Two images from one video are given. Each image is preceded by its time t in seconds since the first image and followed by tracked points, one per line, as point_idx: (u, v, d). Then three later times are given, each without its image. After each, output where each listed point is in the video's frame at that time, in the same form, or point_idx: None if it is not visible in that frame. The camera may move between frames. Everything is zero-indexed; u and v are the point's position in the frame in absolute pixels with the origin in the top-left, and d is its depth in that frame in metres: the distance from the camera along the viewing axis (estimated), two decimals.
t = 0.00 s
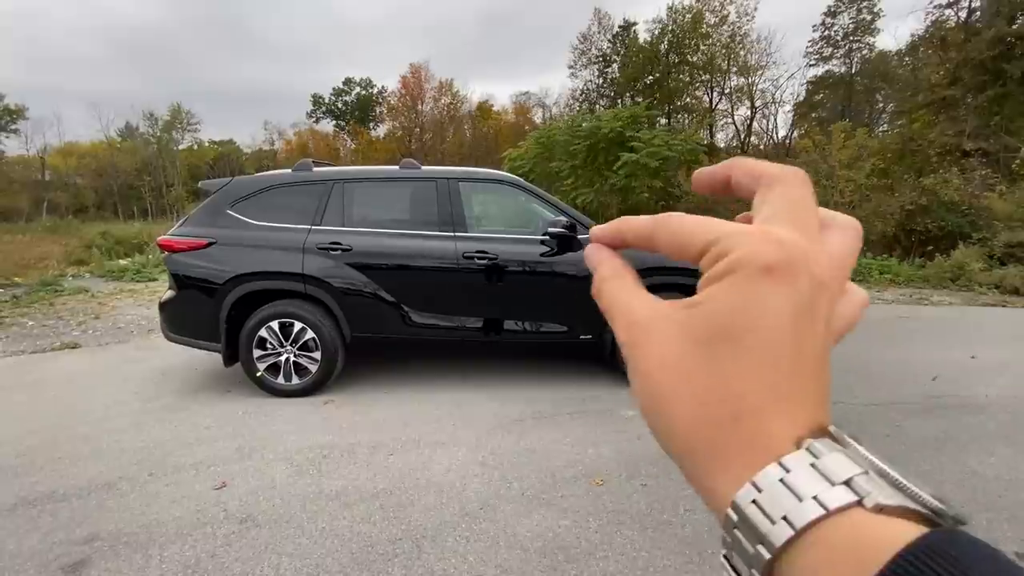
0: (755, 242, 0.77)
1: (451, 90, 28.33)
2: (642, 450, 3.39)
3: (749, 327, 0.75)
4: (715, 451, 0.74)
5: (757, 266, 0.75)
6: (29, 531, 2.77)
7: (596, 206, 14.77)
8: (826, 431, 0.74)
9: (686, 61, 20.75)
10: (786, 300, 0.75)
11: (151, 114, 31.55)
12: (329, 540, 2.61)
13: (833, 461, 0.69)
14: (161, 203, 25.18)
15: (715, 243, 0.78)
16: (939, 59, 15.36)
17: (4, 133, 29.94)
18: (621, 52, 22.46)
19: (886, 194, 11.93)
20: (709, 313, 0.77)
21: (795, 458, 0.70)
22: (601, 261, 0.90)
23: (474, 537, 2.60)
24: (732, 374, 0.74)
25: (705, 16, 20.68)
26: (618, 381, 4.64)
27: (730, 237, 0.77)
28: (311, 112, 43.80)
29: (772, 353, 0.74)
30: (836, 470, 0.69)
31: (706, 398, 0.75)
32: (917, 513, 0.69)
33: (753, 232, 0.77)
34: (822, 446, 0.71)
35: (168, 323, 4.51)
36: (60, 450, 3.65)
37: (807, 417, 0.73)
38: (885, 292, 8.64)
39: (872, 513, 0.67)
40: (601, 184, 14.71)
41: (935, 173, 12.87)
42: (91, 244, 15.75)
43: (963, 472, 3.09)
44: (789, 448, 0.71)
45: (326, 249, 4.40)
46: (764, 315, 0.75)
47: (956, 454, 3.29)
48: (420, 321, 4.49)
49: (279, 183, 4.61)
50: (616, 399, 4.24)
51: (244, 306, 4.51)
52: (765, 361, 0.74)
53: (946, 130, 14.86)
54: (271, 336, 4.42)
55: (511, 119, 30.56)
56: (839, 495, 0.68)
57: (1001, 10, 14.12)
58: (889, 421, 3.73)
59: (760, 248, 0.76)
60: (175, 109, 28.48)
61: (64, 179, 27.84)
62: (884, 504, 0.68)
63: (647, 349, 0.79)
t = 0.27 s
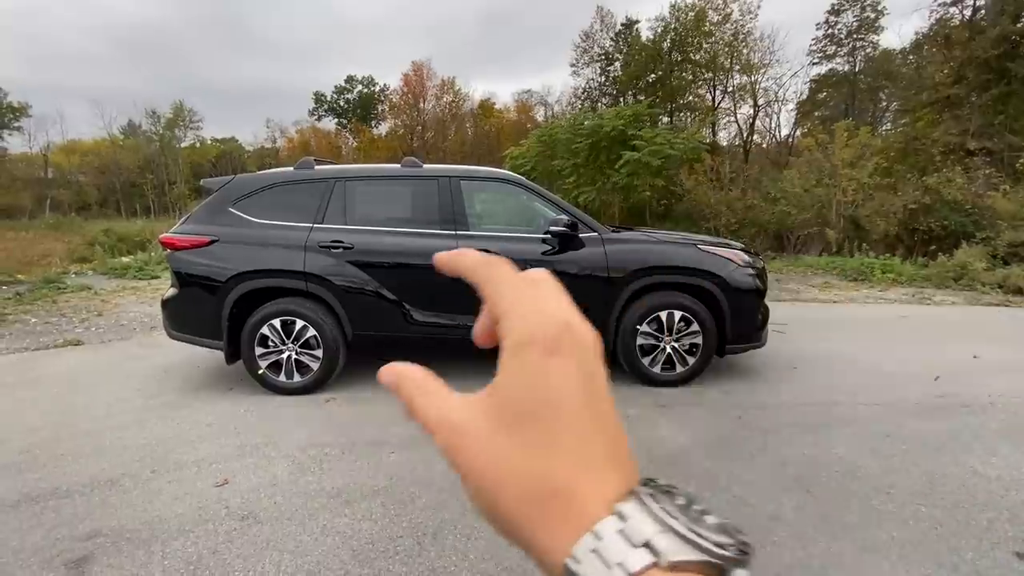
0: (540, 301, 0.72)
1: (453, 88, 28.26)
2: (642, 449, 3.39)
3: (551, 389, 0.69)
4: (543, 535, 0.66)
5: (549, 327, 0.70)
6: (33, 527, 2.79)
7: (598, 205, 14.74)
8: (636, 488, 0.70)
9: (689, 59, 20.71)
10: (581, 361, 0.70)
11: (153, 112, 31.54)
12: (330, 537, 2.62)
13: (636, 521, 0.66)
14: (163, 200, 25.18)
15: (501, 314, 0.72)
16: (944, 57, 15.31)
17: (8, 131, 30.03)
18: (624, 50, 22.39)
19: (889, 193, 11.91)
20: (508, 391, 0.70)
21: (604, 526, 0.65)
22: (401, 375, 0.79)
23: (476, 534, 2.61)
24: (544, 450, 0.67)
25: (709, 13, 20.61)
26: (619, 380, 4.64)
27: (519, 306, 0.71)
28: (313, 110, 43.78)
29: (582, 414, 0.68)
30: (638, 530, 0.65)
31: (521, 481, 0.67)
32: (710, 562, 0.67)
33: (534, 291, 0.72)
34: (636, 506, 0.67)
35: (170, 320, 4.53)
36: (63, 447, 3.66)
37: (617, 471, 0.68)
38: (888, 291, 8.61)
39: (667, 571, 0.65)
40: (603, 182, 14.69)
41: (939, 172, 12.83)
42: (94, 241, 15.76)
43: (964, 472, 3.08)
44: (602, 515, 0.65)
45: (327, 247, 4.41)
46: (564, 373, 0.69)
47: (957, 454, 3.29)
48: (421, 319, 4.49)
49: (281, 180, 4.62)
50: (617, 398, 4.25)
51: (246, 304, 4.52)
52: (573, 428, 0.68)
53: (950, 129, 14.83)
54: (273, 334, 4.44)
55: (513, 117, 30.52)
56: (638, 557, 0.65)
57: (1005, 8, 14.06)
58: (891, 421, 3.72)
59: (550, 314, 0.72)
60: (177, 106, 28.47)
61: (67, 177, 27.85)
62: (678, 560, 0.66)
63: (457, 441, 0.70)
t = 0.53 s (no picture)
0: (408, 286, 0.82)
1: (455, 87, 28.21)
2: (644, 448, 3.39)
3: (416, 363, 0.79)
4: (410, 488, 0.76)
5: (428, 313, 0.80)
6: (37, 523, 2.80)
7: (600, 203, 14.73)
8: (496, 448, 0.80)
9: (692, 58, 20.68)
10: (455, 340, 0.81)
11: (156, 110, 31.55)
12: (333, 534, 2.63)
13: (484, 469, 0.75)
14: (166, 198, 25.23)
15: (376, 298, 0.81)
16: (949, 56, 15.26)
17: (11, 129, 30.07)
18: (627, 48, 22.33)
19: (893, 192, 11.87)
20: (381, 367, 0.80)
21: (461, 475, 0.75)
22: (286, 359, 0.86)
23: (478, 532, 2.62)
24: (419, 418, 0.77)
25: (712, 12, 20.56)
26: (621, 379, 4.64)
27: (401, 294, 0.81)
28: (315, 108, 43.77)
29: (450, 384, 0.79)
30: (484, 473, 0.75)
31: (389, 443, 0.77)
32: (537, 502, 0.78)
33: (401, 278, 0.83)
34: (488, 456, 0.77)
35: (173, 317, 4.54)
36: (67, 443, 3.68)
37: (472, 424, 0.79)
38: (891, 291, 8.59)
39: (504, 507, 0.75)
40: (605, 181, 14.69)
41: (943, 172, 12.79)
42: (97, 239, 15.79)
43: (967, 471, 3.08)
44: (457, 466, 0.76)
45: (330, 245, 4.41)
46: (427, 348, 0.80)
47: (960, 453, 3.29)
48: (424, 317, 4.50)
49: (283, 178, 4.62)
50: (619, 397, 4.24)
51: (248, 301, 4.53)
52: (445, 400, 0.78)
53: (954, 129, 14.78)
54: (276, 331, 4.45)
55: (515, 115, 30.49)
56: (480, 497, 0.74)
57: (1011, 7, 13.99)
58: (894, 421, 3.72)
59: (427, 300, 0.82)
60: (180, 104, 28.49)
61: (70, 175, 27.89)
62: (513, 499, 0.76)
63: (347, 415, 0.79)
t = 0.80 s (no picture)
0: (318, 263, 0.91)
1: (458, 85, 28.16)
2: (646, 448, 3.39)
3: (334, 334, 0.87)
4: (326, 450, 0.84)
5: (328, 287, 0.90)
6: (39, 520, 2.80)
7: (602, 202, 14.72)
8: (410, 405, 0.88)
9: (695, 57, 20.66)
10: (357, 310, 0.90)
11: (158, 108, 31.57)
12: (334, 533, 2.63)
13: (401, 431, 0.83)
14: (169, 196, 25.28)
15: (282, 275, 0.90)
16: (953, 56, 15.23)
17: (14, 126, 30.13)
18: (629, 47, 22.28)
19: (896, 192, 11.84)
20: (297, 339, 0.88)
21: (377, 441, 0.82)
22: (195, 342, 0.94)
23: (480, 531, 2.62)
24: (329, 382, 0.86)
25: (715, 11, 20.51)
26: (623, 378, 4.63)
27: (304, 268, 0.90)
28: (317, 107, 43.76)
29: (359, 346, 0.89)
30: (403, 437, 0.82)
31: (313, 412, 0.85)
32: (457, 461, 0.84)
33: (312, 255, 0.91)
34: (406, 419, 0.85)
35: (176, 316, 4.54)
36: (70, 440, 3.69)
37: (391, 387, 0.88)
38: (893, 291, 8.57)
39: (424, 468, 0.81)
40: (608, 181, 14.68)
41: (946, 172, 12.75)
42: (99, 237, 15.80)
43: (970, 472, 3.08)
44: (378, 431, 0.84)
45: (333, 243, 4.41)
46: (344, 320, 0.89)
47: (962, 454, 3.28)
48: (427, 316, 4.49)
49: (286, 176, 4.61)
50: (621, 397, 4.24)
51: (251, 299, 4.53)
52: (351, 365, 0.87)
53: (958, 129, 14.75)
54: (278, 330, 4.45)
55: (517, 114, 30.47)
56: (399, 460, 0.81)
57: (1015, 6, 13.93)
58: (897, 422, 3.71)
59: (330, 270, 0.91)
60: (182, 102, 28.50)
61: (73, 173, 27.92)
62: (431, 460, 0.82)
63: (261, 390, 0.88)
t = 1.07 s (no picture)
0: (268, 246, 0.91)
1: (460, 84, 28.15)
2: (646, 448, 3.39)
3: (286, 318, 0.89)
4: (275, 433, 0.86)
5: (280, 269, 0.91)
6: (40, 518, 2.81)
7: (604, 202, 14.73)
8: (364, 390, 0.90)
9: (697, 57, 20.65)
10: (310, 293, 0.92)
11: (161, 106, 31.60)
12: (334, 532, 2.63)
13: (355, 417, 0.84)
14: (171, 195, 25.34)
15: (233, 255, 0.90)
16: (956, 57, 15.20)
17: (17, 124, 30.18)
18: (631, 47, 22.27)
19: (898, 193, 11.83)
20: (249, 319, 0.90)
21: (329, 428, 0.84)
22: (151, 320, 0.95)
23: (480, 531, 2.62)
24: (280, 366, 0.88)
25: (718, 11, 20.52)
26: (624, 379, 4.62)
27: (256, 251, 0.90)
28: (320, 106, 43.81)
29: (308, 330, 0.90)
30: (355, 423, 0.84)
31: (264, 396, 0.87)
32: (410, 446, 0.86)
33: (268, 236, 0.91)
34: (360, 405, 0.87)
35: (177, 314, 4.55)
36: (71, 438, 3.69)
37: (344, 373, 0.90)
38: (894, 292, 8.56)
39: (377, 454, 0.82)
40: (610, 180, 14.68)
41: (949, 173, 12.73)
42: (102, 235, 15.83)
43: (972, 474, 3.07)
44: (329, 417, 0.86)
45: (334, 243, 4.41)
46: (298, 303, 0.90)
47: (963, 455, 3.28)
48: (428, 315, 4.49)
49: (288, 175, 4.62)
50: (621, 396, 4.24)
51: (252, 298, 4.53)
52: (303, 348, 0.89)
53: (961, 129, 14.74)
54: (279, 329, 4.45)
55: (520, 113, 30.49)
56: (350, 446, 0.82)
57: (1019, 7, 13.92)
58: (898, 423, 3.70)
59: (282, 253, 0.92)
60: (185, 101, 28.53)
61: (76, 171, 27.99)
62: (382, 445, 0.83)
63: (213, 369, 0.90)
